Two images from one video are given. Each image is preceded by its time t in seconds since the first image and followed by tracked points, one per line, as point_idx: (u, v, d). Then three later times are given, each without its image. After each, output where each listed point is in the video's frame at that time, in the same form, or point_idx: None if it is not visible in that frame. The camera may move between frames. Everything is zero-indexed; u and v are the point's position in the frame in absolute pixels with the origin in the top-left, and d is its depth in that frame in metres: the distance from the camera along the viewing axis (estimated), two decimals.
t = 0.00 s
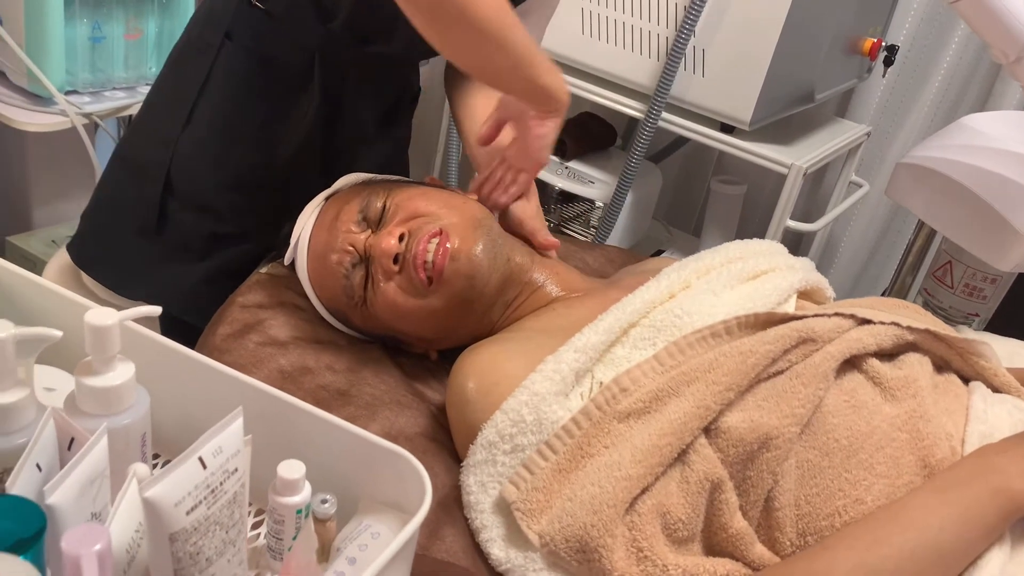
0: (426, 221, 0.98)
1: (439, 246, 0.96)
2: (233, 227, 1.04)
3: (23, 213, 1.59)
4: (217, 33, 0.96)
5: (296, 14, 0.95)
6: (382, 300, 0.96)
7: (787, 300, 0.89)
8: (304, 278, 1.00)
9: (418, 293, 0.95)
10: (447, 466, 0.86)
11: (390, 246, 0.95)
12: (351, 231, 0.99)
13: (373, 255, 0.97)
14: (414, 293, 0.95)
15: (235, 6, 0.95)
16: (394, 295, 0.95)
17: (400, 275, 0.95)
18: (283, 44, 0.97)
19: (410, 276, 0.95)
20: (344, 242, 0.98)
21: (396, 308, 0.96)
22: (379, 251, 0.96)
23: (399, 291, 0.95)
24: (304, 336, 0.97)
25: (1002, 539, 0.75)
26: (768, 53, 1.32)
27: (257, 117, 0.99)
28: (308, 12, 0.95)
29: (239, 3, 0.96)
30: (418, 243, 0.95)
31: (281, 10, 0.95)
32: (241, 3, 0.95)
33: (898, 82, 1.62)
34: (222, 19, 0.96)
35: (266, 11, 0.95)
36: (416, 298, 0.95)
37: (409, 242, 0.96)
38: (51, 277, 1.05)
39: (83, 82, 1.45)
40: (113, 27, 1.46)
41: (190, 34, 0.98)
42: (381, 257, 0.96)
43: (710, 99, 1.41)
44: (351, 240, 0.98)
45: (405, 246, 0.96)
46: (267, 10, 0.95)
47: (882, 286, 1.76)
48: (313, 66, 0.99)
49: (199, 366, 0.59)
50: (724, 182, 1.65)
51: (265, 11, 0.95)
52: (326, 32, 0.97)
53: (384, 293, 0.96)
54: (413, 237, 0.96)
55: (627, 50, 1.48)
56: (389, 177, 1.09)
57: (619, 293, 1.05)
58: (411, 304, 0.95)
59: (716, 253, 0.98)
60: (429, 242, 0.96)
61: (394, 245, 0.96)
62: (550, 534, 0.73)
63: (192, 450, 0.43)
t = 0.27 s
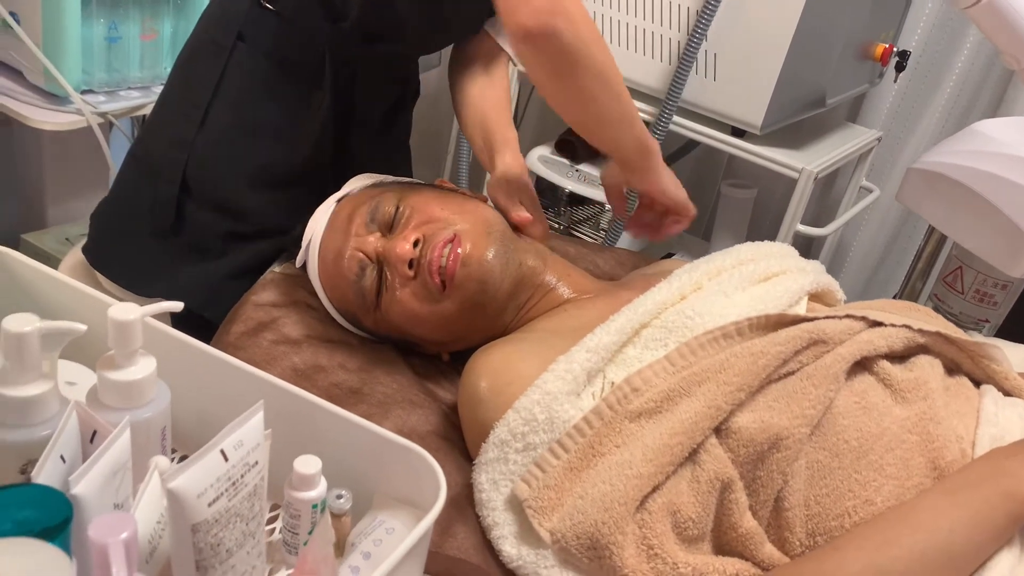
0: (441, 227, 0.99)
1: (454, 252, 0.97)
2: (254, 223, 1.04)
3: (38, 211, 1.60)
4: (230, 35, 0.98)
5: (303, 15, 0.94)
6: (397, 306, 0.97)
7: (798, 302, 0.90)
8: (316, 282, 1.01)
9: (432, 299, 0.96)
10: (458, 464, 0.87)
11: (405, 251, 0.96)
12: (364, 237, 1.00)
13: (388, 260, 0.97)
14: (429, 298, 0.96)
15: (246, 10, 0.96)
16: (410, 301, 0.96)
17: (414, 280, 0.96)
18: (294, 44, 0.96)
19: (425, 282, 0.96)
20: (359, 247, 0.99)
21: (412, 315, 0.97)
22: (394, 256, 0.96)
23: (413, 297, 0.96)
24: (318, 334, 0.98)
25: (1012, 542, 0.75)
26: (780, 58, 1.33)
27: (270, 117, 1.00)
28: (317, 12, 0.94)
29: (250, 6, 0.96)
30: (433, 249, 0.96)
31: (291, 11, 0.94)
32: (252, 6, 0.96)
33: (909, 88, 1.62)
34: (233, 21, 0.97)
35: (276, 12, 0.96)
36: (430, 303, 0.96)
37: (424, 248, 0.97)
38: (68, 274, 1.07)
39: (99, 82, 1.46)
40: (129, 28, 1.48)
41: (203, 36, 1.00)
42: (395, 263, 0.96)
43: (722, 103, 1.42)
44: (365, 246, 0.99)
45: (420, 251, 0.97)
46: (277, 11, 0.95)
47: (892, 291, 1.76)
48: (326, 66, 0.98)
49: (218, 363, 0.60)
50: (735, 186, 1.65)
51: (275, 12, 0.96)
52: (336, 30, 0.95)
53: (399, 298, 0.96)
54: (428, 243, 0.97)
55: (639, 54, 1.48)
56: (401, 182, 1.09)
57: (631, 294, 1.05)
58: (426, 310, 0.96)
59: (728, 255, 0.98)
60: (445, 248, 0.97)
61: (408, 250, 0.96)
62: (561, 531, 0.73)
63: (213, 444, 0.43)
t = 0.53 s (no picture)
0: (460, 228, 0.99)
1: (472, 254, 0.97)
2: (272, 226, 1.04)
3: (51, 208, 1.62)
4: (252, 38, 0.98)
5: (328, 20, 0.99)
6: (415, 306, 0.97)
7: (810, 305, 0.90)
8: (333, 282, 1.02)
9: (450, 299, 0.97)
10: (471, 463, 0.88)
11: (424, 251, 0.97)
12: (382, 237, 1.00)
13: (406, 261, 0.98)
14: (447, 299, 0.97)
15: (272, 11, 0.99)
16: (427, 301, 0.97)
17: (432, 280, 0.97)
18: (320, 50, 1.00)
19: (443, 281, 0.96)
20: (377, 248, 0.99)
21: (430, 314, 0.97)
22: (413, 256, 0.97)
23: (431, 297, 0.97)
24: (331, 333, 0.99)
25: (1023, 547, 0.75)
26: (791, 62, 1.33)
27: (292, 119, 1.01)
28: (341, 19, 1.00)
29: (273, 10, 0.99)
30: (452, 250, 0.97)
31: (315, 15, 0.99)
32: (276, 10, 0.99)
33: (920, 93, 1.62)
34: (257, 26, 0.98)
35: (299, 16, 0.99)
36: (448, 304, 0.97)
37: (442, 249, 0.98)
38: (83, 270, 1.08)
39: (113, 81, 1.48)
40: (144, 28, 1.49)
41: (221, 39, 1.00)
42: (414, 263, 0.97)
43: (732, 106, 1.42)
44: (383, 246, 1.00)
45: (438, 252, 0.98)
46: (300, 15, 0.99)
47: (901, 296, 1.77)
48: (346, 67, 1.03)
49: (240, 361, 0.61)
50: (745, 190, 1.66)
51: (298, 16, 0.99)
52: (358, 36, 1.01)
53: (416, 298, 0.97)
54: (446, 243, 0.98)
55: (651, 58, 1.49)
56: (416, 183, 1.10)
57: (643, 296, 1.06)
58: (443, 310, 0.97)
59: (741, 258, 0.99)
60: (463, 248, 0.98)
61: (427, 251, 0.97)
62: (575, 529, 0.74)
63: (240, 438, 0.44)
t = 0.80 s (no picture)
0: (467, 230, 0.99)
1: (480, 254, 0.97)
2: (287, 225, 1.05)
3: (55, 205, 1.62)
4: (276, 37, 0.99)
5: (353, 21, 1.00)
6: (422, 308, 0.97)
7: (818, 306, 0.90)
8: (339, 282, 1.02)
9: (458, 302, 0.97)
10: (477, 463, 0.88)
11: (432, 254, 0.96)
12: (389, 239, 1.00)
13: (414, 264, 0.98)
14: (455, 302, 0.97)
15: (300, 10, 1.00)
16: (435, 304, 0.97)
17: (440, 283, 0.97)
18: (345, 52, 1.01)
19: (452, 284, 0.96)
20: (384, 250, 0.99)
21: (437, 316, 0.97)
22: (421, 259, 0.97)
23: (439, 300, 0.97)
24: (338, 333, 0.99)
25: None
26: (798, 63, 1.33)
27: (313, 120, 1.01)
28: (364, 21, 1.01)
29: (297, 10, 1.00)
30: (460, 252, 0.97)
31: (339, 14, 1.00)
32: (301, 10, 1.00)
33: (926, 94, 1.62)
34: (282, 24, 0.99)
35: (323, 16, 1.00)
36: (455, 307, 0.97)
37: (450, 252, 0.97)
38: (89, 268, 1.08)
39: (119, 78, 1.48)
40: (150, 25, 1.49)
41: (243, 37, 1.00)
42: (422, 266, 0.97)
43: (738, 107, 1.42)
44: (391, 248, 0.99)
45: (446, 255, 0.97)
46: (324, 15, 1.00)
47: (905, 297, 1.76)
48: (370, 69, 1.03)
49: (254, 362, 0.61)
50: (750, 190, 1.65)
51: (322, 16, 1.00)
52: (380, 40, 1.02)
53: (424, 301, 0.97)
54: (454, 247, 0.98)
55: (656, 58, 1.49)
56: (423, 183, 1.10)
57: (650, 296, 1.06)
58: (451, 313, 0.97)
59: (748, 259, 0.99)
60: (471, 252, 0.98)
61: (435, 254, 0.97)
62: (583, 530, 0.74)
63: (251, 439, 0.44)
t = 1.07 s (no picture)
0: (466, 226, 0.99)
1: (478, 250, 0.97)
2: (285, 220, 1.04)
3: (52, 203, 1.61)
4: (281, 30, 0.98)
5: (361, 18, 1.00)
6: (421, 303, 0.97)
7: (817, 302, 0.90)
8: (336, 278, 1.01)
9: (457, 297, 0.97)
10: (475, 461, 0.88)
11: (430, 249, 0.97)
12: (388, 234, 1.00)
13: (412, 258, 0.98)
14: (454, 297, 0.97)
15: (302, 6, 0.98)
16: (433, 299, 0.97)
17: (439, 278, 0.97)
18: (349, 48, 1.00)
19: (450, 279, 0.97)
20: (382, 244, 0.99)
21: (434, 312, 0.97)
22: (420, 254, 0.97)
23: (438, 295, 0.97)
24: (335, 330, 0.98)
25: None
26: (796, 60, 1.32)
27: (314, 115, 1.00)
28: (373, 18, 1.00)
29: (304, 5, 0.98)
30: (459, 247, 0.97)
31: (345, 10, 0.99)
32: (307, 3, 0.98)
33: (924, 90, 1.62)
34: (285, 17, 0.98)
35: (329, 11, 0.99)
36: (454, 302, 0.97)
37: (449, 247, 0.97)
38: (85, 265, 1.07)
39: (115, 75, 1.47)
40: (146, 22, 1.48)
41: (247, 30, 0.99)
42: (420, 261, 0.97)
43: (736, 104, 1.42)
44: (389, 242, 0.99)
45: (445, 250, 0.97)
46: (330, 10, 0.99)
47: (903, 294, 1.76)
48: (374, 66, 1.03)
49: (251, 359, 0.60)
50: (748, 187, 1.65)
51: (327, 11, 0.99)
52: (386, 37, 1.01)
53: (423, 296, 0.97)
54: (452, 241, 0.98)
55: (655, 54, 1.48)
56: (421, 178, 1.10)
57: (648, 293, 1.05)
58: (450, 308, 0.97)
59: (747, 255, 0.98)
60: (469, 247, 0.97)
61: (433, 249, 0.97)
62: (581, 527, 0.74)
63: (247, 435, 0.43)
